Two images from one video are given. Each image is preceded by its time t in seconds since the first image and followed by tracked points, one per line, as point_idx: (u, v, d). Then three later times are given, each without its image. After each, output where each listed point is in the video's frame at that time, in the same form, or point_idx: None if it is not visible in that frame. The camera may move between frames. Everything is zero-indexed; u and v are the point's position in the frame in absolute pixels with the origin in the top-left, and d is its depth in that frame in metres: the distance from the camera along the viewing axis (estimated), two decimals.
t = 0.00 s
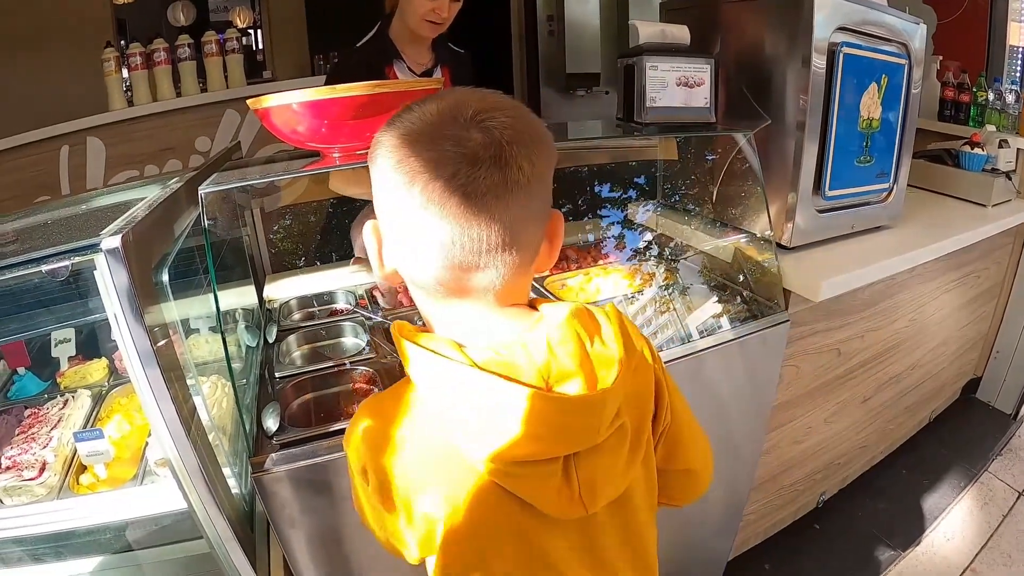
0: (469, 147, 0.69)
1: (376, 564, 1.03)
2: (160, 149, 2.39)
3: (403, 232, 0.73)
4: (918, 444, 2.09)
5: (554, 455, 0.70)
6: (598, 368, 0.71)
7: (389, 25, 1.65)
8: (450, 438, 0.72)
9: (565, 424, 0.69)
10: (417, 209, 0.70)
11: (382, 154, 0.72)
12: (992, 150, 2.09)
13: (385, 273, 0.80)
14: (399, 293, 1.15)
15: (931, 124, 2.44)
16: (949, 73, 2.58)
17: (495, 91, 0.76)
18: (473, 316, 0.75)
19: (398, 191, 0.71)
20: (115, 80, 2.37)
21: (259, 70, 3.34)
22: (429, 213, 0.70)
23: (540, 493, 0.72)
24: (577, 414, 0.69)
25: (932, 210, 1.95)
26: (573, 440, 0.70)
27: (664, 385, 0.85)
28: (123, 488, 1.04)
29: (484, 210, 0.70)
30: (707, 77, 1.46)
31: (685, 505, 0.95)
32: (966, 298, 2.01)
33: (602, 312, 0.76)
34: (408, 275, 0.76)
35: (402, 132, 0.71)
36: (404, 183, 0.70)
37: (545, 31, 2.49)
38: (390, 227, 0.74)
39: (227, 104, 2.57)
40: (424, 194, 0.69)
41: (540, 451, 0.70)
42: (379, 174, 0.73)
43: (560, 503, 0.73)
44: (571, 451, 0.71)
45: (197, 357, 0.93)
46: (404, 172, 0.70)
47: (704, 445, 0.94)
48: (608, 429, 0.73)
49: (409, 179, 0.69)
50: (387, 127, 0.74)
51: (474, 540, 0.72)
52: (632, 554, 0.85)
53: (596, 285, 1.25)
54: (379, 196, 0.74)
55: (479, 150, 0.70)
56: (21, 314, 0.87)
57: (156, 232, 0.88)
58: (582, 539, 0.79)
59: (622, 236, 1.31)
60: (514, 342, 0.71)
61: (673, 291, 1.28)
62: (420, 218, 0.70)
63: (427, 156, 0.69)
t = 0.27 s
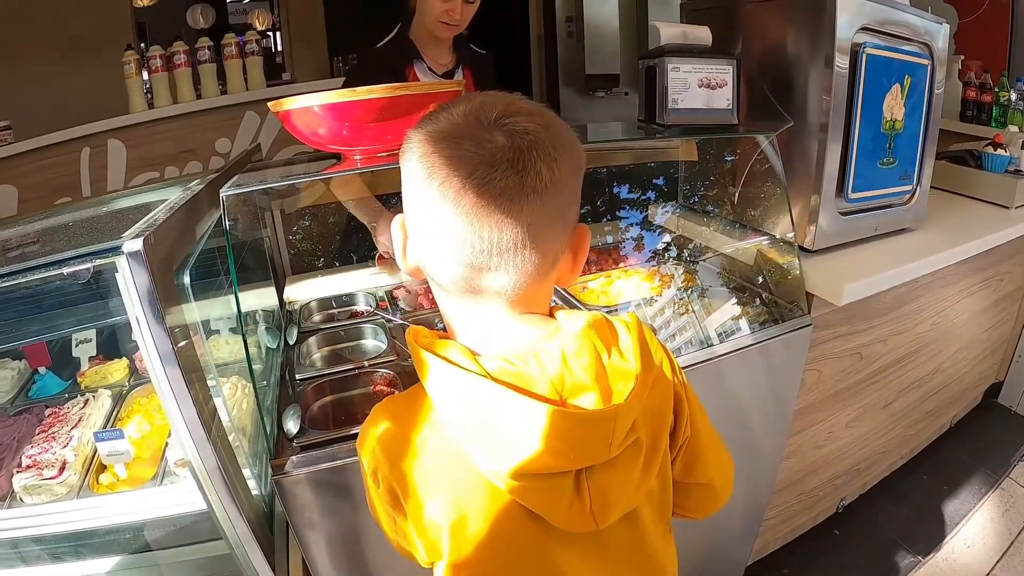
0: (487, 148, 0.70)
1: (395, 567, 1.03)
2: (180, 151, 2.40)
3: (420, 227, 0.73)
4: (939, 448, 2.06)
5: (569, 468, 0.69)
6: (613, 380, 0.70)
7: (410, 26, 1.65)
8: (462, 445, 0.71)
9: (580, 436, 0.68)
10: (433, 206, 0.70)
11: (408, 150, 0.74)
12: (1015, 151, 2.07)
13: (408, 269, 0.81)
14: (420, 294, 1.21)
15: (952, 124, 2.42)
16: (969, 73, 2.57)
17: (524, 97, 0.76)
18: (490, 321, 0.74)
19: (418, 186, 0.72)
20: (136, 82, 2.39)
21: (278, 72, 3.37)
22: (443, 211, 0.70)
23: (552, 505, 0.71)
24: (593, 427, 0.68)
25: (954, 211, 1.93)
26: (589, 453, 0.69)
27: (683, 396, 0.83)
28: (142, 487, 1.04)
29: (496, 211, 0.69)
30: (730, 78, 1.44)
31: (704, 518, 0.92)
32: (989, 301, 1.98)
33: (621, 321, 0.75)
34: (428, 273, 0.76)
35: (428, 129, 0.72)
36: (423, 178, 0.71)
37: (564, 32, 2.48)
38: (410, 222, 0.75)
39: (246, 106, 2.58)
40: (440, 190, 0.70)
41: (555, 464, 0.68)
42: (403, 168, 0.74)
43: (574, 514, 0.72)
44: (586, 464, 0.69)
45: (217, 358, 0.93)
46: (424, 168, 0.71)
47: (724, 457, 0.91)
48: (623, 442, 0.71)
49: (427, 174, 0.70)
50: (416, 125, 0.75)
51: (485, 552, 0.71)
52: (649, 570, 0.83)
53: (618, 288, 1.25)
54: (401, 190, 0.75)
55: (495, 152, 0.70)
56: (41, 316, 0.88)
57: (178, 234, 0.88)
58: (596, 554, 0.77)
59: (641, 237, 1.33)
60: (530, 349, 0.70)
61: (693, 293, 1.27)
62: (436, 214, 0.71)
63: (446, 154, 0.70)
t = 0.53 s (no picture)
0: (548, 147, 0.69)
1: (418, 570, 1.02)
2: (210, 151, 2.44)
3: (473, 228, 0.72)
4: (966, 463, 2.02)
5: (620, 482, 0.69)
6: (665, 390, 0.70)
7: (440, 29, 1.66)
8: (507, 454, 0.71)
9: (630, 440, 0.68)
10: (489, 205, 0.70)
11: (462, 149, 0.73)
12: None
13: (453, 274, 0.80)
14: (449, 298, 1.18)
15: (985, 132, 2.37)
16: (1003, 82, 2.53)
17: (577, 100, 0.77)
18: (538, 329, 0.74)
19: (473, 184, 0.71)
20: (168, 82, 2.43)
21: (307, 74, 3.42)
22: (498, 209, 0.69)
23: (602, 517, 0.70)
24: (645, 440, 0.68)
25: (987, 222, 1.90)
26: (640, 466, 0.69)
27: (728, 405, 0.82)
28: (167, 484, 1.04)
29: (556, 210, 0.69)
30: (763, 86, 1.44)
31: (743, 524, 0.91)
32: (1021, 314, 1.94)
33: (665, 330, 0.74)
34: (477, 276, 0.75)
35: (484, 129, 0.72)
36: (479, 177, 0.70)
37: (594, 37, 2.47)
38: (460, 223, 0.74)
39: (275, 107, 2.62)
40: (498, 189, 0.69)
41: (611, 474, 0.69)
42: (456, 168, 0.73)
43: (624, 527, 0.72)
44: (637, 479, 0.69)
45: (246, 357, 0.94)
46: (480, 166, 0.70)
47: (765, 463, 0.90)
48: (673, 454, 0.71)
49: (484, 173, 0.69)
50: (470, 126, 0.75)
51: (532, 562, 0.70)
52: None
53: (647, 295, 1.25)
54: (453, 190, 0.74)
55: (555, 151, 0.69)
56: (70, 311, 0.83)
57: (210, 233, 0.88)
58: (643, 566, 0.77)
59: (668, 244, 1.31)
60: (579, 360, 0.70)
61: (719, 302, 1.26)
62: (493, 213, 0.70)
63: (502, 152, 0.69)
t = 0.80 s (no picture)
0: (660, 152, 0.69)
1: None
2: (233, 157, 2.47)
3: (578, 234, 0.72)
4: (979, 492, 2.00)
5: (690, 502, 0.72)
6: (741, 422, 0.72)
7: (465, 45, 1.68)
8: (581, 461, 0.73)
9: (699, 463, 0.70)
10: (599, 211, 0.70)
11: (566, 154, 0.72)
12: None
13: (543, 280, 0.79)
14: (466, 312, 1.24)
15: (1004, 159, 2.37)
16: None
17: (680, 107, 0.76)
18: (632, 339, 0.74)
19: (581, 189, 0.70)
20: (194, 88, 2.48)
21: (330, 83, 3.47)
22: (607, 214, 0.69)
23: (665, 534, 0.73)
24: (716, 464, 0.71)
25: (1005, 249, 1.89)
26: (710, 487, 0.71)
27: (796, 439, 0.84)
28: (180, 483, 1.05)
29: (667, 217, 0.69)
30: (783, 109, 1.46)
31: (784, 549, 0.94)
32: None
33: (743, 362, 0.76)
34: (575, 283, 0.75)
35: (592, 133, 0.71)
36: (588, 183, 0.70)
37: (616, 55, 2.49)
38: (563, 229, 0.73)
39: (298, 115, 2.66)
40: (609, 195, 0.69)
41: (679, 495, 0.71)
42: (561, 174, 0.73)
43: (684, 550, 0.74)
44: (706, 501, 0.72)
45: (265, 362, 0.95)
46: (590, 172, 0.70)
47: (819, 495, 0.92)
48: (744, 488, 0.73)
49: (594, 180, 0.69)
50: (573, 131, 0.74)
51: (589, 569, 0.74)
52: None
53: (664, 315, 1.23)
54: (557, 196, 0.73)
55: (667, 155, 0.68)
56: (95, 309, 0.85)
57: (236, 240, 0.90)
58: None
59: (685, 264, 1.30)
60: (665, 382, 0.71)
61: (735, 324, 1.27)
62: (602, 220, 0.70)
63: (619, 159, 0.68)
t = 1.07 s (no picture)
0: (795, 137, 0.71)
1: None
2: (231, 157, 2.47)
3: (721, 222, 0.73)
4: (979, 485, 2.01)
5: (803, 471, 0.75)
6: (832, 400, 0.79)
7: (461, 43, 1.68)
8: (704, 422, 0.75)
9: (818, 440, 0.74)
10: (750, 197, 0.71)
11: (700, 146, 0.73)
12: None
13: (665, 267, 0.79)
14: (463, 310, 1.24)
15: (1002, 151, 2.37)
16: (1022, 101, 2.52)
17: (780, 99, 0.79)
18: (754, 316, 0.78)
19: (726, 179, 0.71)
20: (191, 88, 2.48)
21: (328, 83, 3.49)
22: (757, 200, 0.71)
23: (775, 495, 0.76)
24: (834, 437, 0.75)
25: (1002, 243, 1.89)
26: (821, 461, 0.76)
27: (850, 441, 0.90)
28: (180, 482, 1.05)
29: (808, 198, 0.72)
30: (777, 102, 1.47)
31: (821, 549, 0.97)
32: None
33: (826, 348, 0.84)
34: (711, 268, 0.75)
35: (724, 125, 0.72)
36: (735, 172, 0.71)
37: (613, 51, 2.48)
38: (704, 219, 0.74)
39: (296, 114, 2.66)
40: (761, 182, 0.70)
41: (797, 465, 0.75)
42: (697, 167, 0.73)
43: (785, 515, 0.79)
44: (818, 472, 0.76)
45: (263, 361, 0.95)
46: (736, 162, 0.71)
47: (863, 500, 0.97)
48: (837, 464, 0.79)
49: (743, 170, 0.70)
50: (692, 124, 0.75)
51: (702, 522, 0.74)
52: None
53: (660, 310, 1.26)
54: (694, 189, 0.74)
55: (801, 140, 0.71)
56: (93, 310, 0.85)
57: (232, 239, 0.91)
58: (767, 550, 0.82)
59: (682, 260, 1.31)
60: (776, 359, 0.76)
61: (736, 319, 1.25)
62: (751, 206, 0.71)
63: (762, 150, 0.70)
